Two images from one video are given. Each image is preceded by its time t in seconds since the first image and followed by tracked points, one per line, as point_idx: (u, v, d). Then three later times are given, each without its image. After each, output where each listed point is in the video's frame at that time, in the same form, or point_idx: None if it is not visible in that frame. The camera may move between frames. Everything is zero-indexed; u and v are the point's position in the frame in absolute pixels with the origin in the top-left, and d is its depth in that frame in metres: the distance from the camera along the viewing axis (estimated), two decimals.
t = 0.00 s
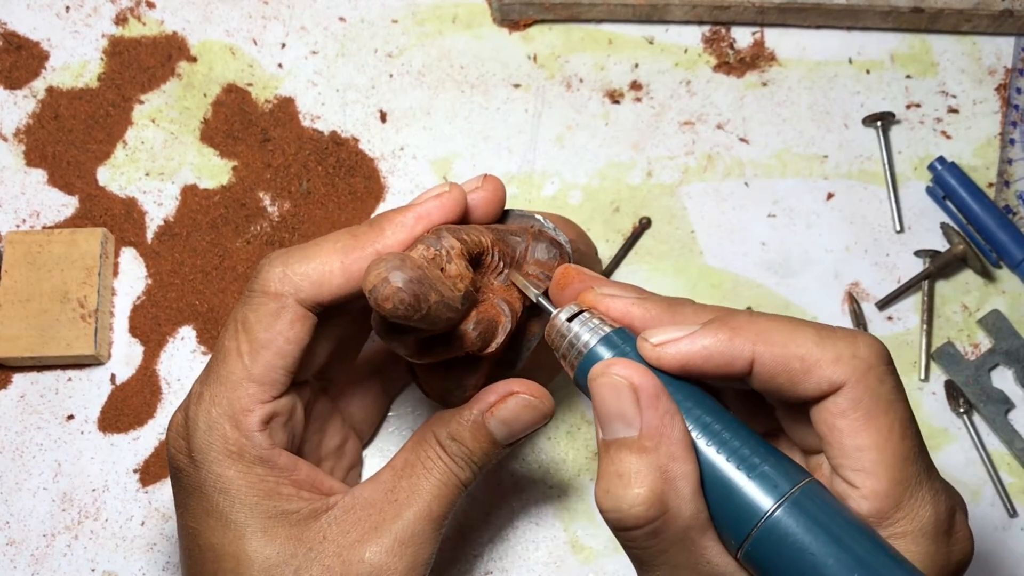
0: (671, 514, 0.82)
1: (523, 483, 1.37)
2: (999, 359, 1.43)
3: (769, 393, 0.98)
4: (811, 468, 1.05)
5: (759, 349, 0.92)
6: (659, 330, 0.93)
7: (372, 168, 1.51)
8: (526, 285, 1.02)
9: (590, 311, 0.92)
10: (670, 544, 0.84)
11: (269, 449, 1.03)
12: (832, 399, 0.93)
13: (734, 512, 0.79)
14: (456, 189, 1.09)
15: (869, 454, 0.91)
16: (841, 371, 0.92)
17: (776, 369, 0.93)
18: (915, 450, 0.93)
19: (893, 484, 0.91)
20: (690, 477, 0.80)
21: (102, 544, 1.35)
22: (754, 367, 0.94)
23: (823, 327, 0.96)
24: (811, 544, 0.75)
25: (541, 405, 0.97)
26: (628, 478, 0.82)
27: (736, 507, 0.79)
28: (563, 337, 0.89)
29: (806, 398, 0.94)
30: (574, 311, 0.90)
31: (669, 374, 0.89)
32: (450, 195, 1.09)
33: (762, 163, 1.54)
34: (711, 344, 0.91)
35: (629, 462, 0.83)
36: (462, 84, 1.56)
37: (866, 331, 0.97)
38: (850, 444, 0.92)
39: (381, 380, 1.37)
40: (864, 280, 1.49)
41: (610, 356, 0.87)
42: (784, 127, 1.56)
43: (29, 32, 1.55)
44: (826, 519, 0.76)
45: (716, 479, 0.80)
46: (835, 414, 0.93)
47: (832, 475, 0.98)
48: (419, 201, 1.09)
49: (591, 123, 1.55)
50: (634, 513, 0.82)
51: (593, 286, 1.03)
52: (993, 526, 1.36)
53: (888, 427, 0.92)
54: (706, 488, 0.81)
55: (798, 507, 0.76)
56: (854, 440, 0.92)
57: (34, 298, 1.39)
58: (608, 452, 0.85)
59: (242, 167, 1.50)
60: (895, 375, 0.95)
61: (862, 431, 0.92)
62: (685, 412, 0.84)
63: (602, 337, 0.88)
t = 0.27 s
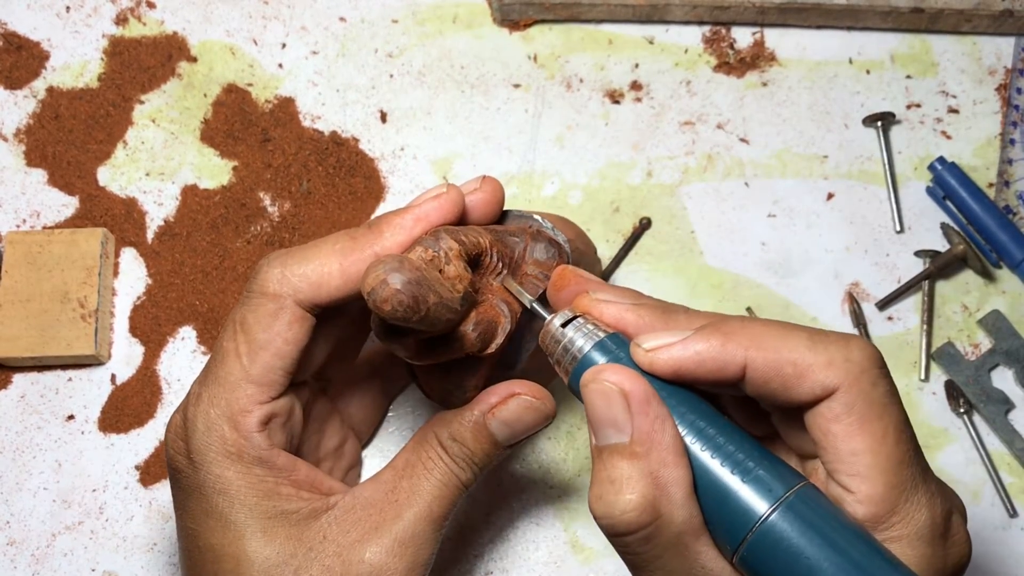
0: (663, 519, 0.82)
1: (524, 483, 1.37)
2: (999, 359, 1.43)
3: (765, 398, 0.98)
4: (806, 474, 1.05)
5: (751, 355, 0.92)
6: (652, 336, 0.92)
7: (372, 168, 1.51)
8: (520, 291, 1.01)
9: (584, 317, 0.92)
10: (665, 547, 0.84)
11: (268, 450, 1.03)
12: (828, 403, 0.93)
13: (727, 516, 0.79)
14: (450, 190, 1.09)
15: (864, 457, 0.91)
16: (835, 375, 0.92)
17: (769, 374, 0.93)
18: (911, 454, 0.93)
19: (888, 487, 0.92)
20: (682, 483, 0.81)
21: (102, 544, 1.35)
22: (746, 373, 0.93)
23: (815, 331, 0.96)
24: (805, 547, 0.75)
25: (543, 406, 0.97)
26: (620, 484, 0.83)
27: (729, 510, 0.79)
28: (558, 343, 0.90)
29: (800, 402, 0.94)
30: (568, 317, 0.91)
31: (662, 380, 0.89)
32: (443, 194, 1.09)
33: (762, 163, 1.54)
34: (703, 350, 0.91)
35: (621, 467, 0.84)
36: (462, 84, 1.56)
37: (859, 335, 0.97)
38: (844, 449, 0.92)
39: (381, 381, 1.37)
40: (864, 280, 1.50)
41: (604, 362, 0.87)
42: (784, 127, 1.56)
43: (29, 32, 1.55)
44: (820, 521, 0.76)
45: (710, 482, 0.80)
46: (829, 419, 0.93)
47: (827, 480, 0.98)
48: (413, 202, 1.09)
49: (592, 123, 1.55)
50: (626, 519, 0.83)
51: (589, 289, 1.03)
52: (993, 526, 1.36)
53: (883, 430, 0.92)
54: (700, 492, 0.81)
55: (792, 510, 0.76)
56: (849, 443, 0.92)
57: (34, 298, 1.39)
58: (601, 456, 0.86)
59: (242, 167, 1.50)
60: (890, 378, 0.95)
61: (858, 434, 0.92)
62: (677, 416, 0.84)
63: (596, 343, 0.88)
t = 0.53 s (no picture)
0: (659, 521, 0.82)
1: (524, 483, 1.37)
2: (999, 358, 1.43)
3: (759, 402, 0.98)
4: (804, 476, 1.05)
5: (746, 357, 0.93)
6: (648, 338, 0.92)
7: (372, 168, 1.51)
8: (516, 295, 1.00)
9: (580, 320, 0.92)
10: (663, 548, 0.84)
11: (268, 450, 1.02)
12: (825, 405, 0.93)
13: (725, 517, 0.79)
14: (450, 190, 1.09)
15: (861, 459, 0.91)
16: (830, 377, 0.92)
17: (765, 376, 0.93)
18: (909, 455, 0.93)
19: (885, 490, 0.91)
20: (678, 485, 0.81)
21: (102, 544, 1.35)
22: (741, 375, 0.94)
23: (809, 333, 0.96)
24: (802, 547, 0.75)
25: (545, 407, 0.97)
26: (616, 486, 0.83)
27: (727, 511, 0.79)
28: (553, 346, 0.89)
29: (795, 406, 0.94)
30: (564, 320, 0.90)
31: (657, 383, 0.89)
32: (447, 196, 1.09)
33: (763, 163, 1.54)
34: (699, 353, 0.92)
35: (616, 469, 0.84)
36: (462, 84, 1.56)
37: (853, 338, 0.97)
38: (841, 450, 0.92)
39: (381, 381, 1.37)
40: (864, 280, 1.50)
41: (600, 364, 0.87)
42: (784, 127, 1.56)
43: (29, 32, 1.55)
44: (816, 522, 0.76)
45: (707, 484, 0.80)
46: (826, 421, 0.93)
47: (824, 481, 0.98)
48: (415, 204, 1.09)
49: (592, 123, 1.55)
50: (622, 521, 0.83)
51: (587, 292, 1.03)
52: (993, 526, 1.36)
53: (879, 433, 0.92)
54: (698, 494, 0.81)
55: (789, 510, 0.76)
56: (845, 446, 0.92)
57: (34, 298, 1.39)
58: (596, 459, 0.86)
59: (242, 167, 1.50)
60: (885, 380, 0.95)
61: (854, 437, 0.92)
62: (673, 417, 0.84)
63: (592, 345, 0.88)
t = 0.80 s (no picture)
0: (728, 514, 0.82)
1: (523, 483, 1.37)
2: (999, 359, 1.44)
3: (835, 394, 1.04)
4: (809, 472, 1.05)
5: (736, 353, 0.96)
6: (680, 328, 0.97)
7: (372, 168, 1.51)
8: (554, 284, 1.01)
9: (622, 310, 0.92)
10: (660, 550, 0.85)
11: (267, 450, 1.03)
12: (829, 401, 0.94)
13: (779, 515, 0.80)
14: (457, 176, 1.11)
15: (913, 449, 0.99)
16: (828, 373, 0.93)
17: (828, 367, 1.00)
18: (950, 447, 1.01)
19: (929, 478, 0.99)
20: (745, 481, 0.80)
21: (102, 544, 1.35)
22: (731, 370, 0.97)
23: (871, 328, 1.04)
24: (859, 549, 0.77)
25: (532, 397, 0.99)
26: (685, 479, 0.82)
27: (783, 510, 0.80)
28: (597, 336, 0.89)
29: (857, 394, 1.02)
30: (606, 310, 0.90)
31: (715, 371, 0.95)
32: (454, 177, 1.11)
33: (763, 163, 1.54)
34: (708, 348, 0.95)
35: (685, 462, 0.83)
36: (462, 84, 1.56)
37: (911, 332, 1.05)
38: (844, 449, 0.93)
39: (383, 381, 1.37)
40: (864, 280, 1.50)
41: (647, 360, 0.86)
42: (784, 127, 1.56)
43: (29, 32, 1.55)
44: (874, 522, 0.78)
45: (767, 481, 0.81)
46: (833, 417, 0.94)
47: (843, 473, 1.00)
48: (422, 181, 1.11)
49: (591, 123, 1.55)
50: (694, 515, 0.82)
51: (611, 287, 1.02)
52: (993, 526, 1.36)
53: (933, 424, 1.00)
54: (760, 494, 0.81)
55: (845, 510, 0.78)
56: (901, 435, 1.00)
57: (34, 298, 1.39)
58: (659, 453, 0.85)
59: (242, 167, 1.50)
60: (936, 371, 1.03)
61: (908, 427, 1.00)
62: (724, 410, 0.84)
63: (637, 338, 0.87)
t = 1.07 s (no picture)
0: (836, 469, 0.89)
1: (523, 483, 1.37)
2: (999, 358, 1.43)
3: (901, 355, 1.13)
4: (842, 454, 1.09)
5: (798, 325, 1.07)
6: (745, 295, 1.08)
7: (372, 168, 1.51)
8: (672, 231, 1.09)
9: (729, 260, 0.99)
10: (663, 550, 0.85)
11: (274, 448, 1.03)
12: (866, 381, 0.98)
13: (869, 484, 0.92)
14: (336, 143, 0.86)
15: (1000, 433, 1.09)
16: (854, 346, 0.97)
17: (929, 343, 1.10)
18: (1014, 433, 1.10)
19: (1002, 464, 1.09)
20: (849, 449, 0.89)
21: (102, 544, 1.35)
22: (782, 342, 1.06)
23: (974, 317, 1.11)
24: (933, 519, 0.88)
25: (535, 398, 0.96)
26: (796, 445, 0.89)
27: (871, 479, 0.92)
28: (703, 285, 0.96)
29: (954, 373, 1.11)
30: (718, 258, 0.98)
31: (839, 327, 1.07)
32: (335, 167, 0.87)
33: (763, 163, 1.54)
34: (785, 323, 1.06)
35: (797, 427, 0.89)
36: (462, 84, 1.56)
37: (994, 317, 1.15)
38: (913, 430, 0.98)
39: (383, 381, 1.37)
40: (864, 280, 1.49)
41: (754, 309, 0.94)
42: (784, 127, 1.56)
43: (29, 32, 1.55)
44: (953, 496, 0.89)
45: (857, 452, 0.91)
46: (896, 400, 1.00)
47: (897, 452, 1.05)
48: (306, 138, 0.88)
49: (592, 123, 1.55)
50: (812, 461, 0.88)
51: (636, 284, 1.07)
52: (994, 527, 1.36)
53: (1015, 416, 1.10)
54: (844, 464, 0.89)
55: (926, 483, 0.89)
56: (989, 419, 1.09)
57: (34, 298, 1.39)
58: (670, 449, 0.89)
59: (242, 167, 1.50)
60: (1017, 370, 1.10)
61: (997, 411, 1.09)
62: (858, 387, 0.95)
63: (743, 289, 0.95)
